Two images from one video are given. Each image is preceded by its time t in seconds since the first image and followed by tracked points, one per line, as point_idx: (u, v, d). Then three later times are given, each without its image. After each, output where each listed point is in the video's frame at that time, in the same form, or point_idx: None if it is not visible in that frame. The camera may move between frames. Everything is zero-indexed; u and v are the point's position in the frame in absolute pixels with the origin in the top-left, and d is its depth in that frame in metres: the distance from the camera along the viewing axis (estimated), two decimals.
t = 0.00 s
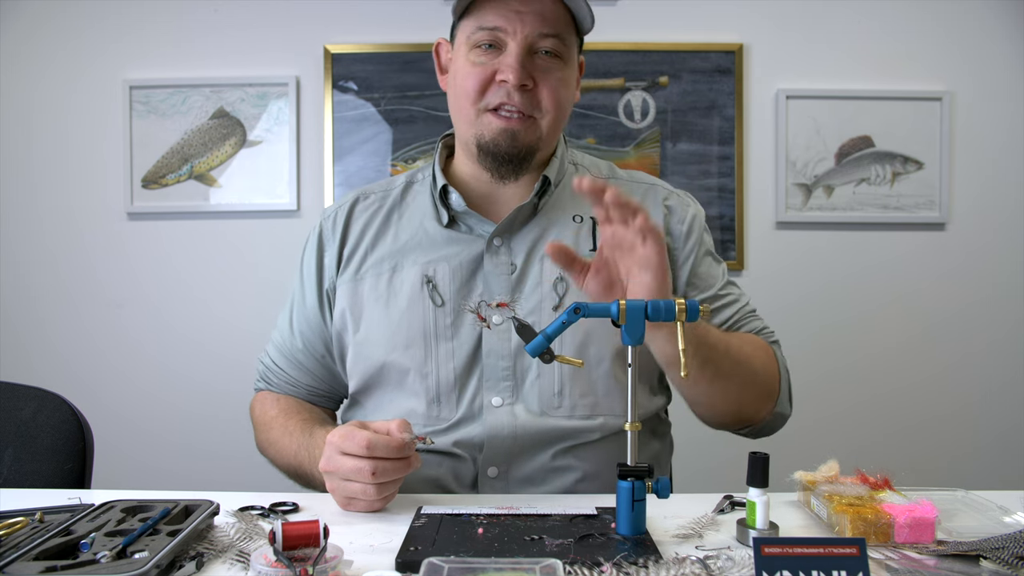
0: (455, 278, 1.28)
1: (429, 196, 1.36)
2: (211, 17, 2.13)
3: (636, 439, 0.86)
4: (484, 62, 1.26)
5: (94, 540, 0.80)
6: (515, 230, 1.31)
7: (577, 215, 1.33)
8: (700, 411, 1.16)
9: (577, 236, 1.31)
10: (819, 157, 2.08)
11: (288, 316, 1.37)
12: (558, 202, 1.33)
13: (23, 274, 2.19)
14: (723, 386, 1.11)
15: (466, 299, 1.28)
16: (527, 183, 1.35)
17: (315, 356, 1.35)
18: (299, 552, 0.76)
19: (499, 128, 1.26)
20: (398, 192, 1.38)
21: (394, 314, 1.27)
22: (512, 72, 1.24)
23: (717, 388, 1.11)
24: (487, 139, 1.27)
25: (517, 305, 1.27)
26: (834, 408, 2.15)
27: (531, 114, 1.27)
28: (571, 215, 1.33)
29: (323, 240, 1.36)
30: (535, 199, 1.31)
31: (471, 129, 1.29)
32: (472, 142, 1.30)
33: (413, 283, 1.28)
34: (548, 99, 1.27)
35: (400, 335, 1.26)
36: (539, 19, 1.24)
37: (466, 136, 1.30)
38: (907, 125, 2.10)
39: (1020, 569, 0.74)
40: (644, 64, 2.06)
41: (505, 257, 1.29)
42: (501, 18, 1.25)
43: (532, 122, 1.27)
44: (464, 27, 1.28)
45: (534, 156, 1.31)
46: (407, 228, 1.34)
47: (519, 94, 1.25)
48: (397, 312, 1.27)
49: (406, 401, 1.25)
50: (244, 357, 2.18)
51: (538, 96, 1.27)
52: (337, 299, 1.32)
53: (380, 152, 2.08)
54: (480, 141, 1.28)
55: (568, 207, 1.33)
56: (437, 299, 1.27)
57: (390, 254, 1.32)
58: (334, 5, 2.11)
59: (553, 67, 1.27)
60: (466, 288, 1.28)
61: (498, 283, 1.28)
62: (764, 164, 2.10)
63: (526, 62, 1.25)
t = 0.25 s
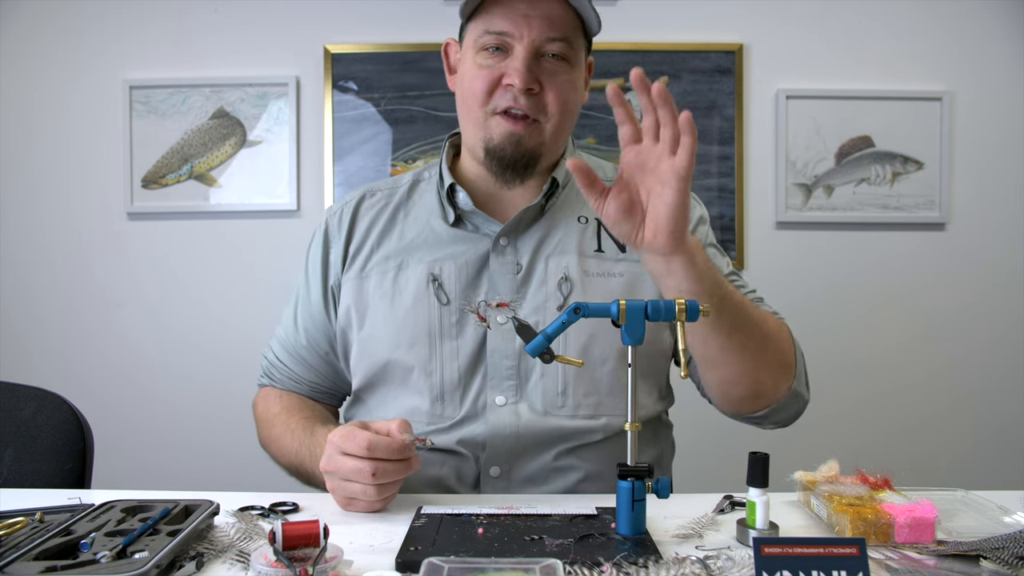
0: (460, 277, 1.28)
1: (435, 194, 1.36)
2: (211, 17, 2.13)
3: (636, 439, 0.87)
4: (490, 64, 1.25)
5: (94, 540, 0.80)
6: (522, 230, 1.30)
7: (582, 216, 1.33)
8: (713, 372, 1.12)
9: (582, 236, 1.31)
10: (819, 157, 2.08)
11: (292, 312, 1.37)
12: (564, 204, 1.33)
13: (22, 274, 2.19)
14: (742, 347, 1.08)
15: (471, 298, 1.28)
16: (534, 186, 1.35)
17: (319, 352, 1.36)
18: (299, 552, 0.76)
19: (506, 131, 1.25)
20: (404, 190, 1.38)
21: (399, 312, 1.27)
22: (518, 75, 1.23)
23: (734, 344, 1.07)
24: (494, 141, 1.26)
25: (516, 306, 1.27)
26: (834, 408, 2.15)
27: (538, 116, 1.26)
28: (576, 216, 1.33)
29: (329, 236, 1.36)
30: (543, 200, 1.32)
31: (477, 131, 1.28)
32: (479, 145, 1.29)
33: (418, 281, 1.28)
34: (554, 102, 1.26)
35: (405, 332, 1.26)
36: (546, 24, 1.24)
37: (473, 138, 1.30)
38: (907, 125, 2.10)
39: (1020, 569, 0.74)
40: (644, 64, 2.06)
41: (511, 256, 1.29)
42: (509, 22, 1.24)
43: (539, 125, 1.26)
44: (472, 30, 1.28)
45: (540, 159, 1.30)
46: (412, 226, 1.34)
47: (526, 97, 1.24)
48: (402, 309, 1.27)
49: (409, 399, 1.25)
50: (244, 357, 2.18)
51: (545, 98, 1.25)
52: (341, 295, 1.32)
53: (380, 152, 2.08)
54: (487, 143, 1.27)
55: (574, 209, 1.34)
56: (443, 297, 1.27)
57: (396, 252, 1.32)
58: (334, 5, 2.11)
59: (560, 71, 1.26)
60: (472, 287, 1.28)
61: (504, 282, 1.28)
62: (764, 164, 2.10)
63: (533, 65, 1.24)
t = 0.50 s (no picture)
0: (463, 277, 1.28)
1: (438, 194, 1.36)
2: (211, 17, 2.13)
3: (636, 439, 0.87)
4: (494, 86, 1.20)
5: (94, 540, 0.80)
6: (526, 232, 1.30)
7: (585, 218, 1.33)
8: (715, 347, 1.09)
9: (585, 238, 1.31)
10: (819, 157, 2.08)
11: (293, 308, 1.37)
12: (568, 206, 1.33)
13: (22, 274, 2.19)
14: (744, 320, 1.06)
15: (473, 299, 1.28)
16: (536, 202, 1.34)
17: (320, 350, 1.36)
18: (299, 552, 0.76)
19: (508, 157, 1.23)
20: (407, 188, 1.38)
21: (402, 312, 1.27)
22: (522, 102, 1.18)
23: (737, 315, 1.06)
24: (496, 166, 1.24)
25: (517, 306, 1.27)
26: (835, 409, 2.15)
27: (541, 140, 1.23)
28: (579, 218, 1.33)
29: (331, 234, 1.36)
30: (549, 203, 1.31)
31: (479, 150, 1.25)
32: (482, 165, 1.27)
33: (421, 281, 1.28)
34: (559, 125, 1.22)
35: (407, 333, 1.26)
36: (552, 46, 1.18)
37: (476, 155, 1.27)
38: (907, 125, 2.10)
39: (1019, 569, 0.74)
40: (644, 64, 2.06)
41: (514, 258, 1.29)
42: (513, 43, 1.18)
43: (542, 149, 1.23)
44: (475, 45, 1.21)
45: (543, 178, 1.29)
46: (415, 226, 1.34)
47: (529, 123, 1.20)
48: (405, 310, 1.27)
49: (411, 399, 1.25)
50: (244, 357, 2.18)
51: (549, 122, 1.22)
52: (343, 294, 1.32)
53: (380, 152, 2.08)
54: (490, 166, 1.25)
55: (576, 211, 1.33)
56: (445, 298, 1.27)
57: (399, 252, 1.32)
58: (334, 5, 2.11)
59: (566, 92, 1.21)
60: (475, 288, 1.29)
61: (507, 283, 1.28)
62: (764, 164, 2.10)
63: (537, 89, 1.19)
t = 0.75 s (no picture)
0: (463, 281, 1.28)
1: (437, 196, 1.35)
2: (211, 17, 2.13)
3: (636, 439, 0.87)
4: (492, 97, 1.20)
5: (94, 540, 0.80)
6: (526, 235, 1.30)
7: (586, 221, 1.33)
8: (715, 354, 1.09)
9: (585, 241, 1.31)
10: (819, 157, 2.08)
11: (292, 311, 1.37)
12: (568, 209, 1.33)
13: (22, 274, 2.19)
14: (745, 328, 1.06)
15: (473, 302, 1.28)
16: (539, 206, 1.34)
17: (319, 353, 1.36)
18: (299, 552, 0.76)
19: (510, 168, 1.23)
20: (406, 189, 1.38)
21: (402, 316, 1.27)
22: (522, 113, 1.18)
23: (736, 321, 1.06)
24: (498, 176, 1.24)
25: (517, 307, 1.27)
26: (835, 409, 2.15)
27: (542, 149, 1.22)
28: (580, 221, 1.33)
29: (330, 235, 1.36)
30: (549, 206, 1.31)
31: (479, 160, 1.25)
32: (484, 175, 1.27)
33: (421, 284, 1.28)
34: (559, 133, 1.21)
35: (407, 337, 1.26)
36: (549, 56, 1.17)
37: (477, 163, 1.27)
38: (907, 125, 2.10)
39: (1020, 569, 0.74)
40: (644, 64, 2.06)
41: (515, 262, 1.29)
42: (510, 54, 1.17)
43: (544, 157, 1.23)
44: (472, 56, 1.20)
45: (546, 184, 1.28)
46: (414, 228, 1.34)
47: (530, 133, 1.20)
48: (405, 314, 1.27)
49: (411, 403, 1.25)
50: (244, 357, 2.18)
51: (549, 131, 1.21)
52: (342, 297, 1.32)
53: (380, 152, 2.08)
54: (491, 176, 1.25)
55: (577, 214, 1.33)
56: (445, 302, 1.27)
57: (398, 254, 1.32)
58: (334, 5, 2.11)
59: (565, 100, 1.20)
60: (475, 291, 1.29)
61: (507, 287, 1.28)
62: (764, 164, 2.10)
63: (536, 99, 1.18)
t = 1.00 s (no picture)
0: (460, 283, 1.28)
1: (435, 197, 1.35)
2: (211, 17, 2.13)
3: (636, 439, 0.87)
4: (483, 78, 1.22)
5: (94, 540, 0.81)
6: (523, 237, 1.30)
7: (585, 222, 1.33)
8: (706, 401, 1.12)
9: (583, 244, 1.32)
10: (819, 157, 2.08)
11: (291, 312, 1.37)
12: (566, 210, 1.33)
13: (22, 274, 2.19)
14: (731, 374, 1.07)
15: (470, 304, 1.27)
16: (536, 200, 1.33)
17: (317, 355, 1.36)
18: (299, 552, 0.76)
19: (501, 150, 1.23)
20: (405, 190, 1.38)
21: (399, 319, 1.27)
22: (511, 91, 1.19)
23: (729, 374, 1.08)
24: (490, 160, 1.24)
25: (517, 306, 1.27)
26: (835, 410, 2.15)
27: (534, 130, 1.23)
28: (581, 222, 1.33)
29: (328, 237, 1.36)
30: (546, 207, 1.31)
31: (472, 146, 1.26)
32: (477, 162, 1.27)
33: (418, 287, 1.28)
34: (551, 114, 1.22)
35: (404, 340, 1.26)
36: (538, 34, 1.19)
37: (470, 151, 1.28)
38: (907, 125, 2.10)
39: (1020, 569, 0.74)
40: (644, 64, 2.06)
41: (512, 265, 1.29)
42: (499, 35, 1.20)
43: (536, 139, 1.23)
44: (463, 41, 1.24)
45: (540, 172, 1.28)
46: (412, 230, 1.34)
47: (521, 112, 1.21)
48: (402, 316, 1.27)
49: (409, 406, 1.25)
50: (244, 357, 2.18)
51: (541, 112, 1.22)
52: (340, 299, 1.32)
53: (380, 152, 2.08)
54: (484, 161, 1.25)
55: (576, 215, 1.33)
56: (442, 305, 1.27)
57: (396, 256, 1.32)
58: (334, 5, 2.11)
59: (555, 80, 1.21)
60: (473, 292, 1.28)
61: (504, 289, 1.28)
62: (764, 164, 2.10)
63: (526, 78, 1.20)
